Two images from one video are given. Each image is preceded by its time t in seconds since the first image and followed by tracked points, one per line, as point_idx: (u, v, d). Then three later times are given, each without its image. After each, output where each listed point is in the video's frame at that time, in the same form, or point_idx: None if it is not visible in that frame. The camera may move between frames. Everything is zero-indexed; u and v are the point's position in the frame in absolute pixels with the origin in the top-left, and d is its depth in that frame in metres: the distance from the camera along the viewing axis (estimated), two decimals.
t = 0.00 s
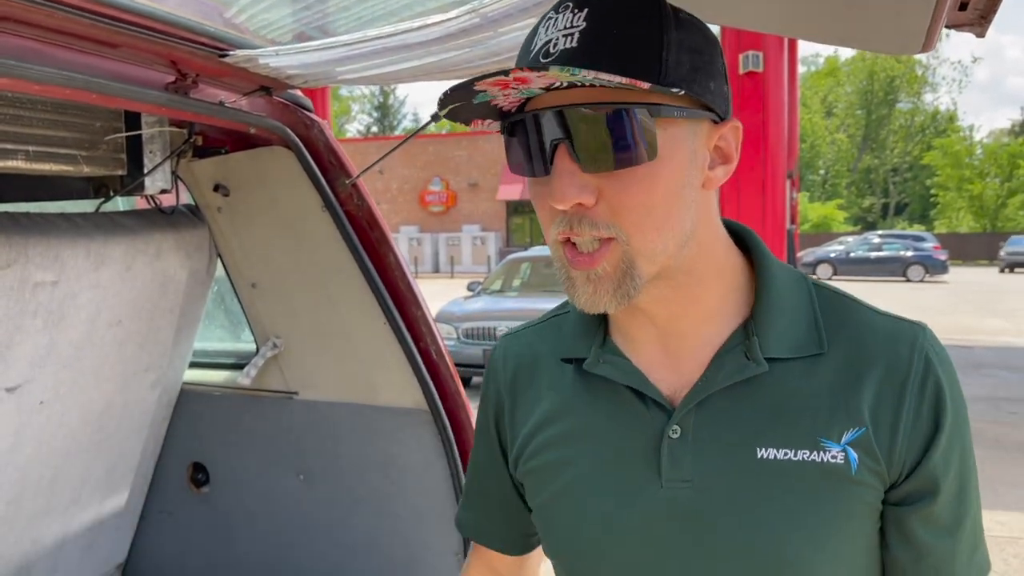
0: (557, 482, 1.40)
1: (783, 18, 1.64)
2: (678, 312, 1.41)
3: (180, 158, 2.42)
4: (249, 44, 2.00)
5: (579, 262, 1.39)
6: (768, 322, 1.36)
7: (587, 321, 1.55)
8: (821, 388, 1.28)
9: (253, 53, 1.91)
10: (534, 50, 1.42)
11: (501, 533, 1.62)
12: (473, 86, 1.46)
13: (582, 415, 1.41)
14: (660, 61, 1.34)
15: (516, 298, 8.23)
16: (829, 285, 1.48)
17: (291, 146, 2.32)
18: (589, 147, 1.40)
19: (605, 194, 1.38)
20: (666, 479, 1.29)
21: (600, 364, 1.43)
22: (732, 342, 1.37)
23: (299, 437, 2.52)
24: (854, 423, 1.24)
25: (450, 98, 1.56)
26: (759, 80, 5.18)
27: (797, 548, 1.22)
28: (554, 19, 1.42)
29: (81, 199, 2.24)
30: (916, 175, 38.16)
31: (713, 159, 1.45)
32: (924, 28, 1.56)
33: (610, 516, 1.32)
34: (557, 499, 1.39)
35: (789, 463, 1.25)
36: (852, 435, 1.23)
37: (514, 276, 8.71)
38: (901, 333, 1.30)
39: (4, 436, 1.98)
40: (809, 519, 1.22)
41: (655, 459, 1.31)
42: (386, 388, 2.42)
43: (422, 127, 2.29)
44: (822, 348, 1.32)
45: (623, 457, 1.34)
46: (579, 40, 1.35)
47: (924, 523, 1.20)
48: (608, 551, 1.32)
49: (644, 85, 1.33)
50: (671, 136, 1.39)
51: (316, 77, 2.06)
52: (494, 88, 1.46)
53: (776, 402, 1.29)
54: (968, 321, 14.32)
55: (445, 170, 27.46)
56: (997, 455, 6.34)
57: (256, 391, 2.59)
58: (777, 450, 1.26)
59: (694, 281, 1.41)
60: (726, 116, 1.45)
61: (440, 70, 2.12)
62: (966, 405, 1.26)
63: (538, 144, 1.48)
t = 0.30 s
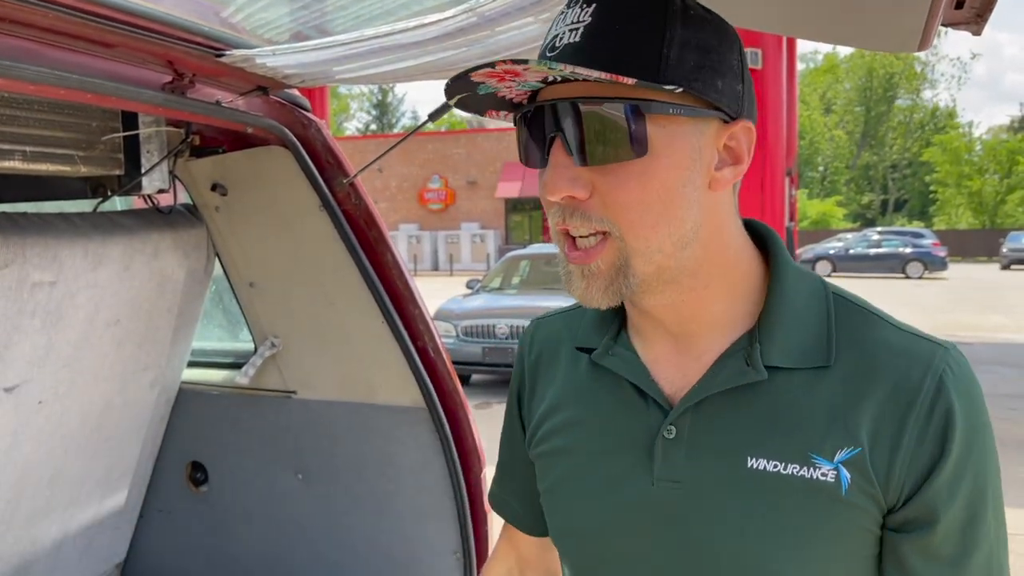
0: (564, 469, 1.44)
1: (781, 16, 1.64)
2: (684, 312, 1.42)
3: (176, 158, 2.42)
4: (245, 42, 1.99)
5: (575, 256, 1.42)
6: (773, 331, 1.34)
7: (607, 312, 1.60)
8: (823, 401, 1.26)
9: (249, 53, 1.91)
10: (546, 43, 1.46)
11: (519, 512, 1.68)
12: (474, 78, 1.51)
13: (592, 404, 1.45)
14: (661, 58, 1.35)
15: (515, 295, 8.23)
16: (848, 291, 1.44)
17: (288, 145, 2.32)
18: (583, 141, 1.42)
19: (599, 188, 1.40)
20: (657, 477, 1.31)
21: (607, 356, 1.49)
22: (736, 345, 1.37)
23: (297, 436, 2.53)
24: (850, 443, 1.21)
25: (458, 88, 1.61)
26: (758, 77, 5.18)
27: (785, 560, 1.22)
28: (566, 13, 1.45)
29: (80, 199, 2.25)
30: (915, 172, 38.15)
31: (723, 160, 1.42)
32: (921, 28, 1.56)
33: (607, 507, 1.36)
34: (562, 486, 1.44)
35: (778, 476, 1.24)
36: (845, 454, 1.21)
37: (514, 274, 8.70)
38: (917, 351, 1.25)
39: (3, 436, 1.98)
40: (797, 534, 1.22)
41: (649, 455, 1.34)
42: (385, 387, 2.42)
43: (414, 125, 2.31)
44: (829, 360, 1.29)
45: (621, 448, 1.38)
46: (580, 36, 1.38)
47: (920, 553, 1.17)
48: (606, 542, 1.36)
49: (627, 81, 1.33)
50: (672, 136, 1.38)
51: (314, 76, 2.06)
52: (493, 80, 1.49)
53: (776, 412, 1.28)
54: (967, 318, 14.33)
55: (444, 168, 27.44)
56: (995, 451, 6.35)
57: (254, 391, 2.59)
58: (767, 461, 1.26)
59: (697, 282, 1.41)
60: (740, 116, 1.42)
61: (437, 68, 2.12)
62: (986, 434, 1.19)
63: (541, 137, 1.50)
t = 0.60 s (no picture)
0: (570, 460, 1.44)
1: (781, 10, 1.63)
2: (696, 303, 1.42)
3: (175, 155, 2.40)
4: (242, 38, 1.98)
5: (584, 244, 1.43)
6: (786, 326, 1.32)
7: (619, 303, 1.60)
8: (833, 398, 1.24)
9: (247, 49, 1.90)
10: (568, 29, 1.48)
11: (522, 505, 1.67)
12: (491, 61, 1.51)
13: (602, 393, 1.45)
14: (679, 45, 1.35)
15: (515, 294, 8.22)
16: (867, 290, 1.42)
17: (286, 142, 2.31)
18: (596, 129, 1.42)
19: (612, 176, 1.40)
20: (664, 468, 1.31)
21: (618, 345, 1.49)
22: (749, 338, 1.37)
23: (296, 435, 2.52)
24: (858, 439, 1.19)
25: (475, 73, 1.61)
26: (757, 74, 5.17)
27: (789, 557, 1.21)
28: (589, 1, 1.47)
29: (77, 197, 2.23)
30: (915, 169, 38.13)
31: (739, 152, 1.42)
32: (922, 23, 1.55)
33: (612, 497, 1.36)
34: (568, 476, 1.44)
35: (784, 471, 1.23)
36: (853, 451, 1.19)
37: (513, 272, 8.69)
38: (933, 349, 1.22)
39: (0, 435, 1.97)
40: (803, 530, 1.21)
41: (655, 447, 1.34)
42: (385, 385, 2.41)
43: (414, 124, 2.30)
44: (841, 356, 1.27)
45: (629, 436, 1.37)
46: (599, 24, 1.40)
47: (927, 553, 1.14)
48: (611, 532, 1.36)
49: (642, 70, 1.32)
50: (688, 125, 1.38)
51: (312, 72, 2.05)
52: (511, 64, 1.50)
53: (785, 407, 1.27)
54: (967, 315, 14.33)
55: (443, 167, 27.42)
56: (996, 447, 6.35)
57: (253, 389, 2.58)
58: (774, 455, 1.25)
59: (709, 274, 1.40)
60: (758, 109, 1.41)
61: (435, 64, 2.11)
62: (1002, 435, 1.15)
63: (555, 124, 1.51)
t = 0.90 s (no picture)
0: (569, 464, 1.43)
1: (780, 10, 1.62)
2: (715, 302, 1.37)
3: (173, 157, 2.39)
4: (239, 39, 1.97)
5: (673, 241, 1.34)
6: (782, 327, 1.31)
7: (611, 307, 1.59)
8: (829, 399, 1.23)
9: (244, 50, 1.89)
10: (603, 21, 1.35)
11: (518, 508, 1.67)
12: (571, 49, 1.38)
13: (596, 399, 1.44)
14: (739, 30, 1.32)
15: (515, 293, 8.22)
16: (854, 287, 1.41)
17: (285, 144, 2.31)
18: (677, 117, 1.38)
19: (699, 165, 1.36)
20: (659, 474, 1.30)
21: (612, 353, 1.47)
22: (745, 339, 1.36)
23: (295, 436, 2.51)
24: (853, 440, 1.19)
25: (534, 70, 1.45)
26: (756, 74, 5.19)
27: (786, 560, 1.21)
28: None
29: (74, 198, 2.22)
30: (914, 167, 38.12)
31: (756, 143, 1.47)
32: (922, 23, 1.53)
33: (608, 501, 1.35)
34: (567, 480, 1.43)
35: (782, 473, 1.23)
36: (850, 452, 1.19)
37: (512, 272, 8.69)
38: (926, 347, 1.21)
39: None
40: (802, 533, 1.20)
41: (651, 452, 1.33)
42: (384, 386, 2.41)
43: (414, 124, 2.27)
44: (837, 356, 1.26)
45: (624, 439, 1.37)
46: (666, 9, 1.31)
47: (923, 554, 1.13)
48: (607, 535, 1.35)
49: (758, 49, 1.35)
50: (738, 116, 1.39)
51: (310, 73, 2.04)
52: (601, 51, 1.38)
53: (781, 408, 1.26)
54: (967, 313, 14.34)
55: (442, 166, 27.41)
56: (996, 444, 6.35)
57: (251, 390, 2.57)
58: (770, 458, 1.24)
59: (743, 268, 1.39)
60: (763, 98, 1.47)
61: (434, 64, 2.10)
62: (996, 433, 1.13)
63: (607, 124, 1.42)
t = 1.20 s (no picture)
0: (554, 465, 1.43)
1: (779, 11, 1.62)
2: (668, 318, 1.39)
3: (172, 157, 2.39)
4: (239, 39, 1.96)
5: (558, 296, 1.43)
6: (766, 329, 1.30)
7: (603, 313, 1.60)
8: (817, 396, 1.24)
9: (243, 50, 1.89)
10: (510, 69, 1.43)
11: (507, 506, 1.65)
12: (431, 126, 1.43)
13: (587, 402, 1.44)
14: (612, 95, 1.30)
15: (515, 293, 8.21)
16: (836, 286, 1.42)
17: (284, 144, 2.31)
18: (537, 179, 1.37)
19: (559, 229, 1.37)
20: (650, 475, 1.30)
21: (600, 355, 1.47)
22: (727, 343, 1.35)
23: (295, 437, 2.51)
24: (842, 435, 1.19)
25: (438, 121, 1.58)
26: (756, 73, 5.21)
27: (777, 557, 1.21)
28: (524, 38, 1.41)
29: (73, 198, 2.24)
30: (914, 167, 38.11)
31: (692, 184, 1.35)
32: (922, 23, 1.53)
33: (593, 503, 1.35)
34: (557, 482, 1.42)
35: (771, 470, 1.23)
36: (839, 447, 1.19)
37: (512, 272, 8.69)
38: (910, 343, 1.22)
39: None
40: (794, 532, 1.21)
41: (642, 453, 1.33)
42: (383, 387, 2.41)
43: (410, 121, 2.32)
44: (824, 353, 1.27)
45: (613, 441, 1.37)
46: (536, 74, 1.35)
47: (918, 547, 1.14)
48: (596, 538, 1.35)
49: (565, 136, 1.28)
50: (630, 167, 1.33)
51: (310, 73, 2.04)
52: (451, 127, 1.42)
53: (771, 406, 1.26)
54: (967, 313, 14.33)
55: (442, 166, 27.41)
56: (996, 442, 6.35)
57: (251, 390, 2.57)
58: (759, 455, 1.24)
59: (679, 295, 1.37)
60: (707, 138, 1.34)
61: (432, 64, 2.10)
62: (981, 428, 1.15)
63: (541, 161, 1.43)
